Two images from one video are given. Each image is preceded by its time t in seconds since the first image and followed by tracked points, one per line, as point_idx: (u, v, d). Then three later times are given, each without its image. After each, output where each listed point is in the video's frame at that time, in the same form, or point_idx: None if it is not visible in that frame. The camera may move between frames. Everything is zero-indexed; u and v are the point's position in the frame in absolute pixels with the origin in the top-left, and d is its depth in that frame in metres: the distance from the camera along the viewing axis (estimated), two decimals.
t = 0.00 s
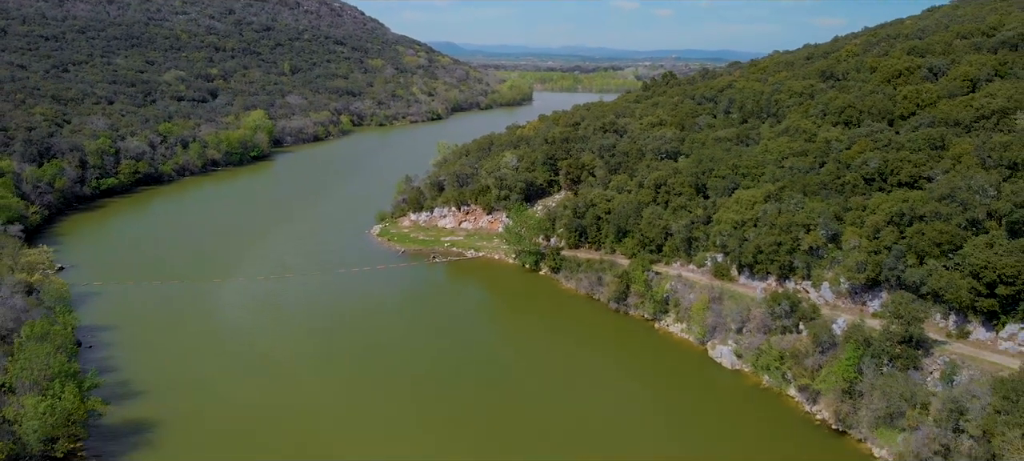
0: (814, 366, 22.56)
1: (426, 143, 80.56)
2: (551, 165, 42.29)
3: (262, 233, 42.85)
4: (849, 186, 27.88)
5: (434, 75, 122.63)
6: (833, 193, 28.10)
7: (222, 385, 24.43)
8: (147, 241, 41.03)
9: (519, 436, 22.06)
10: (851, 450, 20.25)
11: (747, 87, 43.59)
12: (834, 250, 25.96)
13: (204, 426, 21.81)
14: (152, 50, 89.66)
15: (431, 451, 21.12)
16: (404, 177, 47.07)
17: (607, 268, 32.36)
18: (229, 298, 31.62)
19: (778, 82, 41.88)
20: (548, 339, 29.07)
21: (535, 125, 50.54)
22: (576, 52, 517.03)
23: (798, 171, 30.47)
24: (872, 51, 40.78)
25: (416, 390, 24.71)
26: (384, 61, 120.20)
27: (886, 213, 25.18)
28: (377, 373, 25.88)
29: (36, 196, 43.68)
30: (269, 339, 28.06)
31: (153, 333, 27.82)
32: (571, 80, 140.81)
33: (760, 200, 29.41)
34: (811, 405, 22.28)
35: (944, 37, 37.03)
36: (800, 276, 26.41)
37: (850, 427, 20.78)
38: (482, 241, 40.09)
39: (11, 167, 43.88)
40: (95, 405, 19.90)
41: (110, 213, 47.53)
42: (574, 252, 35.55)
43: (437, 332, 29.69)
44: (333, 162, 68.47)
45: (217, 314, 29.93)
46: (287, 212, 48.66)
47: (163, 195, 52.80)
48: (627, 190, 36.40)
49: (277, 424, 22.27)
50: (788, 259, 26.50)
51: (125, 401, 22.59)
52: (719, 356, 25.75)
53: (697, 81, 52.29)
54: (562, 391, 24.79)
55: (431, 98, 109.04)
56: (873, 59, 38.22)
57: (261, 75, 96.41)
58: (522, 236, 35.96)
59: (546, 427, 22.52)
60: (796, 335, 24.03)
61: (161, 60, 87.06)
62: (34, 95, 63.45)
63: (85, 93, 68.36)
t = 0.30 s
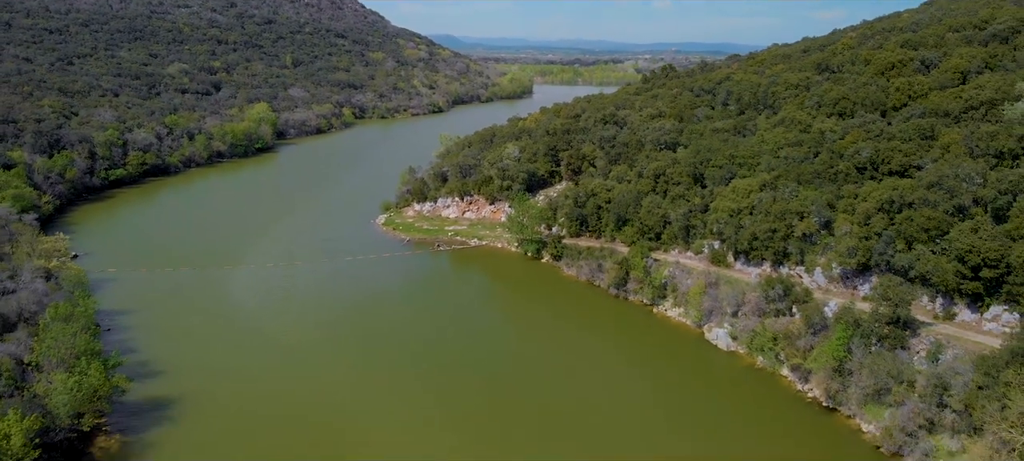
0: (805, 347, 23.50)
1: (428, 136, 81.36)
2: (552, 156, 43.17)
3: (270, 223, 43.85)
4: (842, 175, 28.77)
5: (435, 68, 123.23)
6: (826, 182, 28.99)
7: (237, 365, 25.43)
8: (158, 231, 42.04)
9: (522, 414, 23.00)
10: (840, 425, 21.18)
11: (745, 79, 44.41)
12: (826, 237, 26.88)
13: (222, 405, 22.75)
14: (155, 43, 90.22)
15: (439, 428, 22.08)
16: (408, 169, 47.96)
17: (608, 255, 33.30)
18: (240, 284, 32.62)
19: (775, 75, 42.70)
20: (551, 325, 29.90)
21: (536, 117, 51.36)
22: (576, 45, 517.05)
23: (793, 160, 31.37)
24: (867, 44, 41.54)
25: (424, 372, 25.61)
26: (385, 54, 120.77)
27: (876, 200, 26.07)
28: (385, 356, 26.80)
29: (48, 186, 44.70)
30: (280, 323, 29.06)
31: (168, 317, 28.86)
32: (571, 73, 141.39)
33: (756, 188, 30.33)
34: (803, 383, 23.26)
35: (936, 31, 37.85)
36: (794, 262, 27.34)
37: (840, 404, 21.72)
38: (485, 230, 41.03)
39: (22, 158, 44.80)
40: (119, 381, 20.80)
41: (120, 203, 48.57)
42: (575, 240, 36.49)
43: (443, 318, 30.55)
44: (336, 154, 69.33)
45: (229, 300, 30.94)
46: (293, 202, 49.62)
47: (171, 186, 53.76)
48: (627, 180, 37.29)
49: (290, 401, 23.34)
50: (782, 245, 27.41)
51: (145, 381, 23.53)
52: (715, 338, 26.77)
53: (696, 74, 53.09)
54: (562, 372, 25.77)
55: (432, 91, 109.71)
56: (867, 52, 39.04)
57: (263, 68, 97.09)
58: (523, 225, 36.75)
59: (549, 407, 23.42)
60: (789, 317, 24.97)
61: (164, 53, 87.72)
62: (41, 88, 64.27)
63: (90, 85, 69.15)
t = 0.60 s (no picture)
0: (799, 329, 24.46)
1: (430, 128, 82.14)
2: (554, 147, 44.01)
3: (278, 213, 44.85)
4: (836, 164, 29.63)
5: (436, 61, 123.81)
6: (821, 171, 29.87)
7: (251, 347, 26.46)
8: (168, 220, 43.07)
9: (526, 394, 23.93)
10: (831, 403, 22.14)
11: (743, 71, 45.22)
12: (820, 224, 27.78)
13: (238, 384, 23.69)
14: (159, 36, 90.83)
15: (447, 407, 23.03)
16: (412, 160, 48.84)
17: (608, 243, 34.23)
18: (251, 271, 33.63)
19: (773, 68, 43.49)
20: (554, 312, 30.75)
21: (538, 109, 52.14)
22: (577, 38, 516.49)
23: (789, 150, 32.22)
24: (863, 37, 42.28)
25: (431, 356, 26.50)
26: (386, 47, 121.31)
27: (868, 188, 26.93)
28: (394, 339, 27.80)
29: (59, 177, 45.69)
30: (292, 308, 30.07)
31: (182, 301, 29.90)
32: (572, 66, 141.94)
33: (753, 178, 31.24)
34: (796, 364, 24.22)
35: (931, 24, 38.61)
36: (789, 248, 28.22)
37: (831, 383, 22.66)
38: (488, 220, 41.95)
39: (33, 149, 45.70)
40: (142, 361, 21.73)
41: (129, 193, 49.60)
42: (576, 229, 37.40)
43: (448, 304, 31.46)
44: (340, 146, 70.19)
45: (241, 285, 31.94)
46: (299, 193, 50.55)
47: (178, 177, 54.71)
48: (627, 170, 38.16)
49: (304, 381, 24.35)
50: (777, 232, 28.31)
51: (163, 363, 24.48)
52: (712, 321, 27.73)
53: (695, 67, 53.86)
54: (564, 355, 26.78)
55: (433, 85, 110.37)
56: (863, 45, 39.81)
57: (266, 61, 97.74)
58: (526, 215, 38.14)
59: (552, 388, 24.32)
60: (784, 301, 25.96)
61: (168, 46, 88.37)
62: (48, 80, 65.06)
63: (96, 78, 69.93)
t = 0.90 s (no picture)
0: (792, 311, 25.44)
1: (433, 120, 82.92)
2: (556, 138, 44.86)
3: (285, 203, 45.82)
4: (831, 153, 30.49)
5: (437, 54, 124.35)
6: (816, 160, 30.74)
7: (265, 330, 27.42)
8: (179, 209, 44.08)
9: (531, 374, 24.85)
10: (823, 382, 23.11)
11: (741, 64, 45.99)
12: (815, 212, 28.68)
13: (253, 365, 24.58)
14: (162, 29, 91.46)
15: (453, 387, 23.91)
16: (416, 151, 49.72)
17: (609, 232, 35.15)
18: (262, 258, 34.61)
19: (771, 60, 44.26)
20: (558, 298, 31.56)
21: (539, 101, 52.91)
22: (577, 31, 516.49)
23: (785, 140, 33.09)
24: (859, 30, 43.03)
25: (439, 340, 27.34)
26: (388, 40, 121.84)
27: (861, 177, 27.81)
28: (402, 323, 28.74)
29: (70, 168, 46.64)
30: (303, 294, 31.00)
31: (197, 287, 30.87)
32: (572, 59, 142.45)
33: (750, 167, 32.12)
34: (789, 345, 25.19)
35: (925, 17, 39.35)
36: (784, 235, 29.12)
37: (823, 363, 23.61)
38: (492, 210, 42.88)
39: (44, 140, 46.57)
40: (163, 341, 22.65)
41: (138, 184, 50.55)
42: (578, 218, 38.30)
43: (454, 291, 32.37)
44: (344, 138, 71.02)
45: (252, 272, 32.89)
46: (305, 184, 51.51)
47: (185, 168, 55.65)
48: (628, 160, 39.03)
49: (317, 361, 25.28)
50: (773, 220, 29.21)
51: (180, 344, 25.41)
52: (709, 305, 28.68)
53: (695, 59, 54.62)
54: (567, 338, 27.73)
55: (434, 77, 111.00)
56: (859, 37, 40.57)
57: (269, 54, 98.38)
58: (528, 204, 38.89)
59: (555, 369, 25.14)
60: (778, 285, 26.94)
61: (171, 39, 89.01)
62: (55, 73, 65.84)
63: (102, 71, 70.68)
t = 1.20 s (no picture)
0: (787, 296, 26.35)
1: (435, 113, 83.63)
2: (558, 130, 45.64)
3: (292, 193, 46.71)
4: (826, 143, 31.28)
5: (438, 47, 124.81)
6: (811, 150, 31.55)
7: (277, 314, 28.29)
8: (188, 199, 45.05)
9: (535, 357, 25.71)
10: (816, 362, 24.01)
11: (740, 56, 46.69)
12: (809, 200, 29.51)
13: (268, 347, 25.49)
14: (165, 22, 92.05)
15: (459, 369, 24.73)
16: (420, 142, 50.49)
17: (609, 221, 36.00)
18: (271, 247, 35.51)
19: (769, 53, 44.98)
20: (563, 286, 32.24)
21: (541, 94, 53.63)
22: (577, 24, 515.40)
23: (782, 130, 33.87)
24: (856, 23, 43.73)
25: (445, 326, 28.09)
26: (389, 33, 122.30)
27: (855, 166, 28.59)
28: (409, 308, 29.59)
29: (80, 159, 47.57)
30: (312, 280, 31.85)
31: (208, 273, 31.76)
32: (573, 52, 142.90)
33: (747, 157, 32.94)
34: (783, 328, 26.09)
35: (921, 11, 40.04)
36: (781, 223, 29.93)
37: (816, 345, 24.51)
38: (494, 200, 43.73)
39: (54, 131, 47.39)
40: (181, 323, 23.49)
41: (146, 174, 51.47)
42: (579, 208, 39.11)
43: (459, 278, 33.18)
44: (347, 130, 71.76)
45: (262, 260, 33.77)
46: (310, 174, 52.36)
47: (192, 160, 56.53)
48: (628, 151, 39.82)
49: (328, 344, 26.12)
50: (770, 208, 30.02)
51: (196, 327, 26.31)
52: (707, 291, 29.56)
53: (694, 52, 55.29)
54: (568, 322, 28.56)
55: (436, 70, 111.56)
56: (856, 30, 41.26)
57: (271, 47, 98.97)
58: (531, 195, 39.95)
59: (559, 355, 25.82)
60: (774, 271, 27.82)
61: (174, 32, 89.63)
62: (61, 66, 66.57)
63: (108, 64, 71.38)
